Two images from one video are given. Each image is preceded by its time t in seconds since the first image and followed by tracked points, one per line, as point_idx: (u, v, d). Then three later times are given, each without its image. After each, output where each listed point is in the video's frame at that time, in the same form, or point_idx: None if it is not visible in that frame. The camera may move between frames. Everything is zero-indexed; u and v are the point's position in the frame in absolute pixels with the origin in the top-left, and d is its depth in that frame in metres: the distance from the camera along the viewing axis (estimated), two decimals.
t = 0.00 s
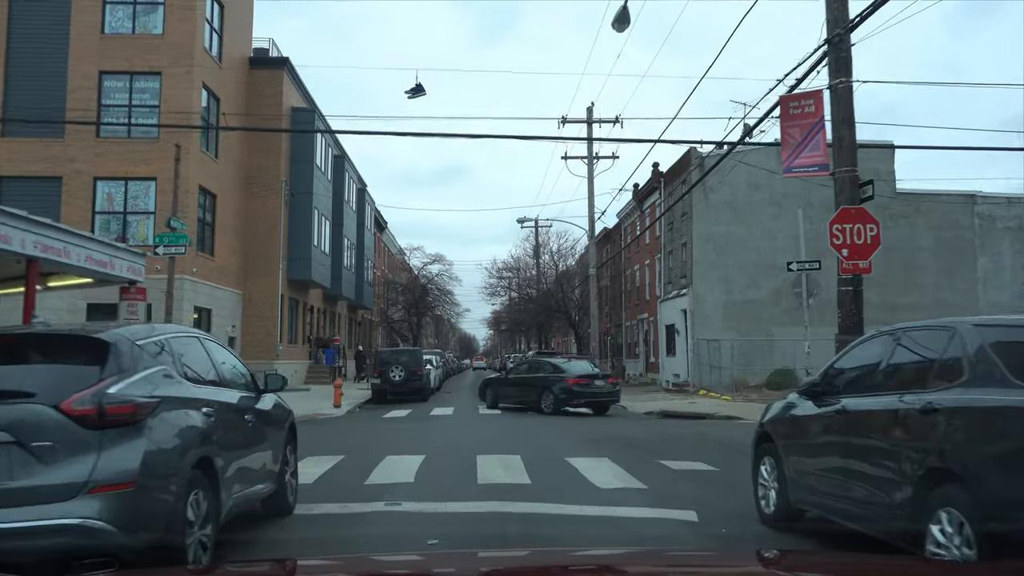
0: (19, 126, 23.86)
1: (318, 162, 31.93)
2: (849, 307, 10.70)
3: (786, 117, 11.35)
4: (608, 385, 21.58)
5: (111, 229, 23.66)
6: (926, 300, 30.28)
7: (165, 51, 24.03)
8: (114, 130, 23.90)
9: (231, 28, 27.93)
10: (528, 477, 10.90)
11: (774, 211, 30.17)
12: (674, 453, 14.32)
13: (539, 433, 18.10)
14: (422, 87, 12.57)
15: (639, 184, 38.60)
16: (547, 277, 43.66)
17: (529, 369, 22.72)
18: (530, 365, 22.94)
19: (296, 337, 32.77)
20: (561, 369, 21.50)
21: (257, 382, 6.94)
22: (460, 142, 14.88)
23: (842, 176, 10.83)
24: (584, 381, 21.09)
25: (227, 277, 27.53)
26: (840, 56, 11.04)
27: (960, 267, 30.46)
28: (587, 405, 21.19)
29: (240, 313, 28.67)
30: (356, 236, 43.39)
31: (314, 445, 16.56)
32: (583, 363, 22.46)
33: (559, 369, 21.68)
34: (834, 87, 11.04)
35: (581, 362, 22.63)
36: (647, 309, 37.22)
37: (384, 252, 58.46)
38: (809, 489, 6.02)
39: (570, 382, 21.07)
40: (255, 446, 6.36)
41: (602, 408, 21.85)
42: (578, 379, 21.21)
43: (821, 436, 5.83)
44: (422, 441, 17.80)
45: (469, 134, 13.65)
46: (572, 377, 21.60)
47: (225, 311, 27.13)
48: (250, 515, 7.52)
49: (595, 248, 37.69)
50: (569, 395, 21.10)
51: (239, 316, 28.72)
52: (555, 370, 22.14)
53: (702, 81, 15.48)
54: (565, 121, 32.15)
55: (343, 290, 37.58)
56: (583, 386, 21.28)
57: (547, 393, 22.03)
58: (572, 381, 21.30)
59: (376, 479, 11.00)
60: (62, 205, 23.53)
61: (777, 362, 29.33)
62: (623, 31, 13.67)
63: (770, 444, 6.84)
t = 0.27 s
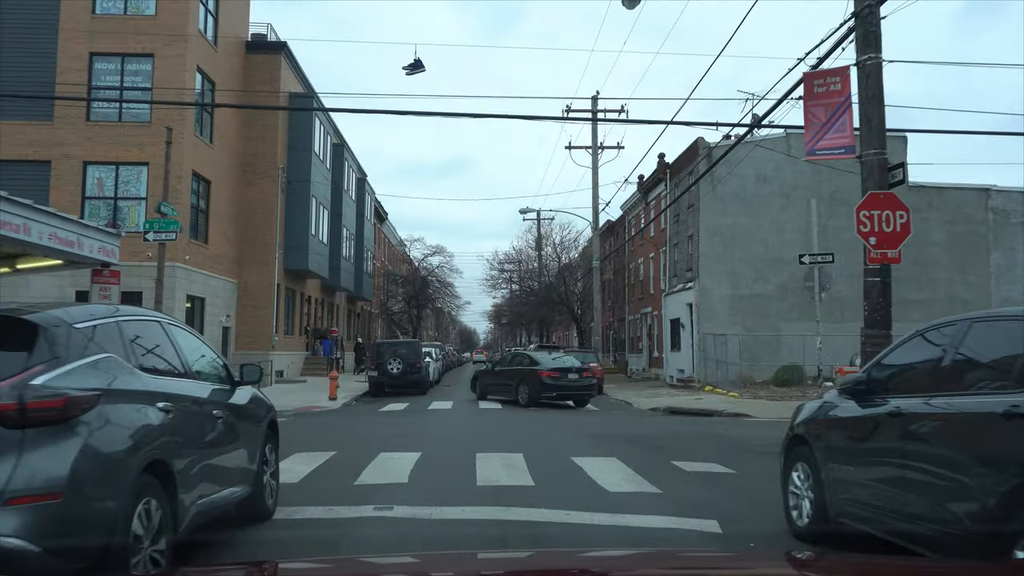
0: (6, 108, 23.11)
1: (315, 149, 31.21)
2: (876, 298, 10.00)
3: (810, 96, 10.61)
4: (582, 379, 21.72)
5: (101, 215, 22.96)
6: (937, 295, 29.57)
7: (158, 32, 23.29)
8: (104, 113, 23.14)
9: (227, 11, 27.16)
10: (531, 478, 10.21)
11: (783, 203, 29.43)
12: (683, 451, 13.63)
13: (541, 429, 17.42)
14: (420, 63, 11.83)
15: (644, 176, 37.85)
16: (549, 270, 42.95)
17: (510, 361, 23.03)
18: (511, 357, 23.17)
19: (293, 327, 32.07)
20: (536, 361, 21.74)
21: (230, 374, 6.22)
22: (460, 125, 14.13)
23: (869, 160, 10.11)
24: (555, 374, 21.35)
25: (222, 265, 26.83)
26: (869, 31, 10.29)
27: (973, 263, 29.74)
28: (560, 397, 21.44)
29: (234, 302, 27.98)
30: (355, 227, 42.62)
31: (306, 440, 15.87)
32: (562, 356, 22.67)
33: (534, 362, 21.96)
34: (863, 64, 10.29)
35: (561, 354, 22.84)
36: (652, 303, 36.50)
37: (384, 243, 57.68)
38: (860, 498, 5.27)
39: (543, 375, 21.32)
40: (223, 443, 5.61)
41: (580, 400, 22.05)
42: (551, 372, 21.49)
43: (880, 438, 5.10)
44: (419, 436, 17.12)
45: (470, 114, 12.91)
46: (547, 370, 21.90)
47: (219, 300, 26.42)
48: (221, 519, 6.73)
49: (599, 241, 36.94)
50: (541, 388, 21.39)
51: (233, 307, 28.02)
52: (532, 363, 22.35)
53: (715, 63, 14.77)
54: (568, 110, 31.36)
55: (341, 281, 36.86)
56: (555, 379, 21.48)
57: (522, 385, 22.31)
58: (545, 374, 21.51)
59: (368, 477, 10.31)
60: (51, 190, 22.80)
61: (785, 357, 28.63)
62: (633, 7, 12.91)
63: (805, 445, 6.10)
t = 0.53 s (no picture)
0: None
1: (311, 151, 30.61)
2: (902, 293, 9.34)
3: (828, 80, 9.97)
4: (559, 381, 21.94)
5: (89, 218, 22.33)
6: (948, 294, 28.91)
7: (146, 29, 22.68)
8: (92, 113, 22.51)
9: (219, 8, 26.54)
10: (534, 490, 9.57)
11: (788, 201, 28.80)
12: (692, 458, 12.97)
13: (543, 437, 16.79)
14: (413, 50, 11.18)
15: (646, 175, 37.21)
16: (550, 272, 42.26)
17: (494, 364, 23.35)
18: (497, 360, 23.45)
19: (289, 332, 31.39)
20: (515, 363, 22.09)
21: (202, 385, 5.57)
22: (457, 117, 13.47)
23: (894, 147, 9.46)
24: (531, 376, 21.61)
25: (215, 269, 26.20)
26: (891, 8, 9.65)
27: (983, 260, 29.09)
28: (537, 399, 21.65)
29: (228, 307, 27.31)
30: (352, 229, 41.95)
31: (299, 448, 15.22)
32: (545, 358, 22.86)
33: (514, 364, 22.29)
34: (886, 44, 9.64)
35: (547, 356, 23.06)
36: (655, 305, 35.83)
37: (383, 246, 56.97)
38: (926, 523, 4.66)
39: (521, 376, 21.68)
40: (184, 461, 4.94)
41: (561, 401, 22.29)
42: (528, 374, 21.82)
43: (951, 457, 4.48)
44: (417, 443, 16.44)
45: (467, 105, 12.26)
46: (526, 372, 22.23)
47: (212, 304, 25.79)
48: (191, 544, 5.93)
49: (600, 242, 36.28)
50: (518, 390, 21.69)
51: (227, 311, 27.38)
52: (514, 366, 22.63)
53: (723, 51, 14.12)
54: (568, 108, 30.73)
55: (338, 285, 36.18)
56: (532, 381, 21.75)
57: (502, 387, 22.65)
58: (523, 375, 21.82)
59: (360, 490, 9.65)
60: (37, 192, 22.16)
61: (792, 359, 27.96)
62: None
63: (843, 456, 5.51)
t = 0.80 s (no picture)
0: None
1: (307, 141, 29.97)
2: (932, 279, 8.71)
3: (851, 51, 9.35)
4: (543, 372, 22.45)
5: (79, 210, 21.72)
6: (959, 283, 28.27)
7: (136, 15, 22.01)
8: (80, 102, 21.87)
9: None
10: (539, 491, 8.96)
11: (796, 189, 28.14)
12: (705, 453, 12.40)
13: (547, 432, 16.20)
14: (408, 24, 10.52)
15: (649, 164, 36.51)
16: (552, 263, 41.60)
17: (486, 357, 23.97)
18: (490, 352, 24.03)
19: (286, 326, 30.81)
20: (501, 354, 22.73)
21: (164, 383, 4.97)
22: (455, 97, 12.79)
23: (922, 122, 8.82)
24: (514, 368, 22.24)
25: (210, 262, 25.60)
26: None
27: (996, 248, 28.43)
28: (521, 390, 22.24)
29: (223, 300, 26.72)
30: (351, 221, 41.29)
31: (295, 445, 14.63)
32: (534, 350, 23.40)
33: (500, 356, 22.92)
34: (914, 12, 8.98)
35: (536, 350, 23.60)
36: (659, 296, 35.18)
37: (383, 238, 56.31)
38: (992, 537, 4.07)
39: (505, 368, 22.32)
40: (132, 476, 4.29)
41: (549, 392, 22.84)
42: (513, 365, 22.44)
43: (1020, 466, 3.90)
44: (416, 439, 15.83)
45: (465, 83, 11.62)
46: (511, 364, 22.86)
47: (207, 298, 25.21)
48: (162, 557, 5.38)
49: (603, 232, 35.62)
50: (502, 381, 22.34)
51: (223, 305, 26.79)
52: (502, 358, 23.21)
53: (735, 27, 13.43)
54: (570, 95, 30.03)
55: (337, 278, 35.58)
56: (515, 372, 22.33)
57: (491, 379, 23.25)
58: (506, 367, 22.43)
59: (354, 493, 9.05)
60: (25, 184, 21.54)
61: (800, 350, 27.36)
62: None
63: (887, 458, 4.96)
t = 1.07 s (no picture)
0: None
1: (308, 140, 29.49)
2: (965, 284, 8.16)
3: (881, 44, 8.85)
4: (528, 377, 22.99)
5: (71, 204, 21.20)
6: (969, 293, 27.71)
7: (134, 7, 21.54)
8: (74, 94, 21.37)
9: None
10: (543, 505, 8.39)
11: (804, 195, 27.59)
12: (715, 465, 11.82)
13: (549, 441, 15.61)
14: (410, 10, 9.99)
15: (655, 168, 35.98)
16: (554, 268, 41.00)
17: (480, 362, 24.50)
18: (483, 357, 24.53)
19: (283, 327, 30.24)
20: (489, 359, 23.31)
21: (122, 386, 4.39)
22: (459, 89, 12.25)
23: (956, 118, 8.28)
24: (500, 373, 22.90)
25: (205, 261, 25.04)
26: None
27: (1007, 258, 27.85)
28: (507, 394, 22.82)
29: (218, 300, 26.15)
30: (351, 222, 40.75)
31: (286, 450, 14.06)
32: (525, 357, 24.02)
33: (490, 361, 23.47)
34: (948, 2, 8.45)
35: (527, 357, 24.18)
36: (663, 302, 34.63)
37: (383, 240, 55.75)
38: None
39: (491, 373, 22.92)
40: (67, 492, 3.70)
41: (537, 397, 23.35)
42: (499, 371, 23.01)
43: None
44: (413, 445, 15.26)
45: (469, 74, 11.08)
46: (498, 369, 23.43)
47: (201, 297, 24.65)
48: None
49: (607, 237, 35.09)
50: (489, 386, 22.91)
51: (218, 305, 26.23)
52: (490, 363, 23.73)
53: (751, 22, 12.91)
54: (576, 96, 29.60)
55: (336, 280, 35.02)
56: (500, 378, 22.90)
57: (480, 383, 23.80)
58: (492, 373, 23.00)
59: (346, 504, 8.47)
60: (16, 177, 21.00)
61: (807, 359, 26.76)
62: None
63: (946, 483, 4.71)
